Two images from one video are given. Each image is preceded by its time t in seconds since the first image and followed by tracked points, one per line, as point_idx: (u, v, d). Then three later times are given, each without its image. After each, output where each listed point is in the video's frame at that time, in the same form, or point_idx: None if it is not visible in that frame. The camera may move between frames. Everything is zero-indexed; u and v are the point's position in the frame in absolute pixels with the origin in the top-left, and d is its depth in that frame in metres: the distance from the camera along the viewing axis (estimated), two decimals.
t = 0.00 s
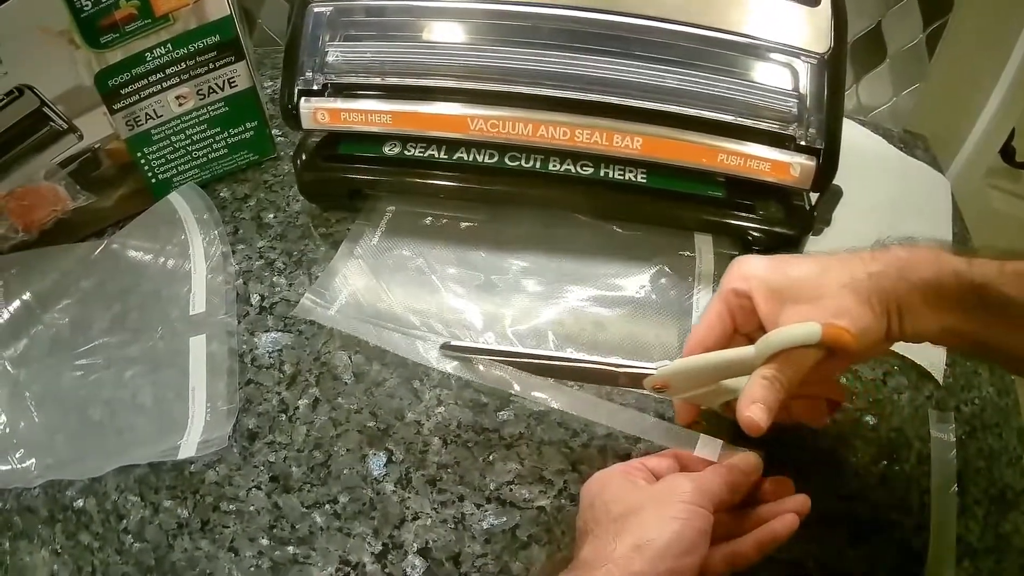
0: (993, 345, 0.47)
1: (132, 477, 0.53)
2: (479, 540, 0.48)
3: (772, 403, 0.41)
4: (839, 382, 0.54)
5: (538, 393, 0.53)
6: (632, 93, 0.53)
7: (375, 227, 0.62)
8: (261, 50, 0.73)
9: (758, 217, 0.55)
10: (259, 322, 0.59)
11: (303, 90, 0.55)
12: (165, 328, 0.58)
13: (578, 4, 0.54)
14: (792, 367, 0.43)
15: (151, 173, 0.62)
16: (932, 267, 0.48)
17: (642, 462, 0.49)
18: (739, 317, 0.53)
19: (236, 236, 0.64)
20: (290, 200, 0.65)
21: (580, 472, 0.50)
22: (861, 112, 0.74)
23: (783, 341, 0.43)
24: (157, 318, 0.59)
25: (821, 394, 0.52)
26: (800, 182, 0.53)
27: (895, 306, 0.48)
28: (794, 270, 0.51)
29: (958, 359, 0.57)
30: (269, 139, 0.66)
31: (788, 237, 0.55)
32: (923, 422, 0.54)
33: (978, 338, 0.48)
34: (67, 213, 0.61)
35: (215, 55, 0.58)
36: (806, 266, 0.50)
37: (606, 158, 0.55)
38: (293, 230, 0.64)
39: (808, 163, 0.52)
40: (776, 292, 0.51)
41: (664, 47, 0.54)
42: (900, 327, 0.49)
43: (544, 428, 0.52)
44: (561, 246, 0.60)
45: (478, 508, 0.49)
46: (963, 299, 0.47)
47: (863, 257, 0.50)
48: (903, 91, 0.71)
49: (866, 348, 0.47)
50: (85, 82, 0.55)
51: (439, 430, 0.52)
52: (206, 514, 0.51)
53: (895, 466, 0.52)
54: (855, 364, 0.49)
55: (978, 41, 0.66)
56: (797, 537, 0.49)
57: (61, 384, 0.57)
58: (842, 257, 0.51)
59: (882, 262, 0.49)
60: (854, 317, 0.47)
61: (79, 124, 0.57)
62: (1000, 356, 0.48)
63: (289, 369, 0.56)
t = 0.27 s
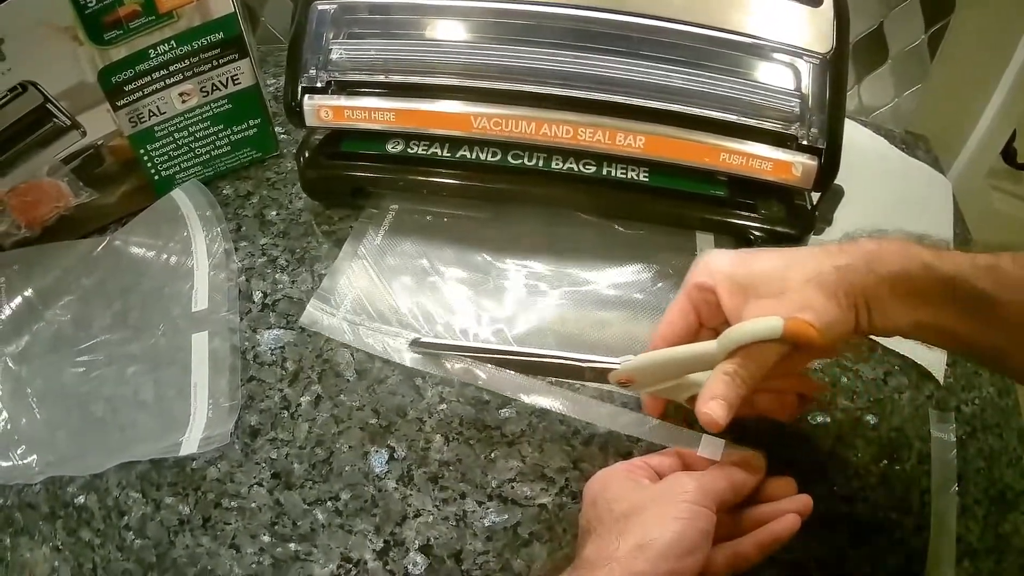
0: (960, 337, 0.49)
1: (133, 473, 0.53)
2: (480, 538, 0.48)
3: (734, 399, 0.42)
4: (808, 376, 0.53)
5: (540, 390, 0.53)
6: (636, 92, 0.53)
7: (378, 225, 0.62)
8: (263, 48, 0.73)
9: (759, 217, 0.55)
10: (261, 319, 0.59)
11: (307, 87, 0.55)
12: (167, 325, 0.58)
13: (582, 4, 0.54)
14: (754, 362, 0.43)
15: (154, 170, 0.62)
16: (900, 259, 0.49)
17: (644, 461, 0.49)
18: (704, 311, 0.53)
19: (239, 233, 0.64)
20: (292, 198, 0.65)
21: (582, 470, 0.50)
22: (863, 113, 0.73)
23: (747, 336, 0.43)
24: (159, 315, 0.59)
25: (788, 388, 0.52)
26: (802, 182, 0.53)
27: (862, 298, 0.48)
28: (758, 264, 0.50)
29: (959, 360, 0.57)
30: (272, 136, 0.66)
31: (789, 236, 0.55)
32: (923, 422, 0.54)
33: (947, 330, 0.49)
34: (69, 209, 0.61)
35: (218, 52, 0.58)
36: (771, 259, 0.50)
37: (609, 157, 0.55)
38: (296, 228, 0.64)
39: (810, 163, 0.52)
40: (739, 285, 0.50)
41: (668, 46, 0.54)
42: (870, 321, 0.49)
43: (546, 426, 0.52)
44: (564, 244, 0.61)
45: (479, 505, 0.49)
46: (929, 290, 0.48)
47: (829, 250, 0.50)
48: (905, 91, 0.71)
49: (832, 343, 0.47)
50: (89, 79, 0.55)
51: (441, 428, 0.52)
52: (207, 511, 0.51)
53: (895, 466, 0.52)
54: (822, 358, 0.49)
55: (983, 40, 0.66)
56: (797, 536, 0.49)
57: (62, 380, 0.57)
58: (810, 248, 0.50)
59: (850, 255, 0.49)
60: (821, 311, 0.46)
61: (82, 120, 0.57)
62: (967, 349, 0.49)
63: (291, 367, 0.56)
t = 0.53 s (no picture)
0: (929, 328, 0.49)
1: (134, 469, 0.53)
2: (481, 535, 0.48)
3: (690, 390, 0.44)
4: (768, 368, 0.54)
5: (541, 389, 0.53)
6: (640, 91, 0.53)
7: (382, 225, 0.62)
8: (267, 46, 0.73)
9: (762, 216, 0.55)
10: (263, 316, 0.59)
11: (310, 85, 0.55)
12: (170, 322, 0.59)
13: (588, 4, 0.55)
14: (709, 352, 0.45)
15: (157, 167, 0.62)
16: (866, 248, 0.48)
17: (646, 462, 0.49)
18: (664, 304, 0.53)
19: (241, 230, 0.64)
20: (295, 195, 0.65)
21: (583, 468, 0.50)
22: (866, 115, 0.74)
23: (702, 329, 0.44)
24: (162, 311, 0.59)
25: (751, 378, 0.51)
26: (804, 183, 0.53)
27: (820, 289, 0.48)
28: (719, 256, 0.50)
29: (959, 360, 0.56)
30: (275, 133, 0.66)
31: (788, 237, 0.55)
32: (924, 422, 0.54)
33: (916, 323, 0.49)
34: (72, 206, 0.61)
35: (222, 49, 0.58)
36: (730, 251, 0.50)
37: (612, 156, 0.55)
38: (298, 225, 0.64)
39: (812, 163, 0.52)
40: (698, 276, 0.50)
41: (672, 47, 0.54)
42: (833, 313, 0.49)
43: (548, 424, 0.52)
44: (568, 244, 0.60)
45: (480, 503, 0.49)
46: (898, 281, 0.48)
47: (791, 240, 0.50)
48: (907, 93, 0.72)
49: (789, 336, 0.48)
50: (92, 75, 0.55)
51: (443, 425, 0.52)
52: (208, 508, 0.51)
53: (896, 466, 0.52)
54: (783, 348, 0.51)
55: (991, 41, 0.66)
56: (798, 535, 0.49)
57: (64, 377, 0.57)
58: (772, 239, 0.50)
59: (814, 245, 0.49)
60: (779, 302, 0.46)
61: (85, 117, 0.57)
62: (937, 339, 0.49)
63: (293, 364, 0.56)
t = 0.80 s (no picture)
0: (886, 319, 0.48)
1: (137, 465, 0.53)
2: (485, 534, 0.48)
3: (638, 382, 0.43)
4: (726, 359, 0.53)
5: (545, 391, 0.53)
6: (646, 92, 0.53)
7: (389, 223, 0.61)
8: (273, 42, 0.73)
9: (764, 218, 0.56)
10: (269, 313, 0.59)
11: (318, 81, 0.55)
12: (174, 317, 0.59)
13: (595, 4, 0.55)
14: (658, 345, 0.44)
15: (162, 161, 0.62)
16: (817, 239, 0.48)
17: (651, 463, 0.49)
18: (616, 296, 0.52)
19: (247, 226, 0.64)
20: (301, 191, 0.65)
21: (588, 468, 0.50)
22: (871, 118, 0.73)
23: (650, 321, 0.43)
24: (167, 307, 0.59)
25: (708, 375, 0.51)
26: (808, 185, 0.53)
27: (772, 280, 0.48)
28: (670, 248, 0.49)
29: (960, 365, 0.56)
30: (282, 130, 0.66)
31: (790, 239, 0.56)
32: (926, 426, 0.54)
33: (881, 317, 0.48)
34: (76, 200, 0.61)
35: (229, 44, 0.58)
36: (684, 243, 0.49)
37: (619, 156, 0.55)
38: (304, 222, 0.64)
39: (817, 165, 0.52)
40: (648, 269, 0.50)
41: (679, 47, 0.54)
42: (787, 304, 0.49)
43: (552, 423, 0.52)
44: (575, 243, 0.61)
45: (484, 501, 0.49)
46: (856, 270, 0.48)
47: (743, 232, 0.50)
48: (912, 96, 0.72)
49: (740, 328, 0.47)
50: (99, 69, 0.55)
51: (448, 424, 0.53)
52: (212, 504, 0.51)
53: (899, 470, 0.52)
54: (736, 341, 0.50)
55: (995, 42, 0.67)
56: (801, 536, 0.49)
57: (66, 371, 0.57)
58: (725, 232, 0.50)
59: (766, 237, 0.49)
60: (730, 294, 0.46)
61: (91, 111, 0.57)
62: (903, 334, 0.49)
63: (298, 360, 0.56)
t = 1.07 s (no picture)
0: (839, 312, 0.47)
1: (141, 458, 0.53)
2: (489, 532, 0.48)
3: (567, 368, 0.44)
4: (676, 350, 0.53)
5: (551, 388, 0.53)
6: (655, 95, 0.53)
7: (398, 222, 0.61)
8: (283, 37, 0.73)
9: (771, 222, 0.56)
10: (276, 308, 0.59)
11: (329, 79, 0.55)
12: (181, 311, 0.59)
13: (606, 5, 0.55)
14: (586, 333, 0.44)
15: (170, 155, 0.62)
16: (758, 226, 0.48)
17: (659, 471, 0.49)
18: (559, 286, 0.51)
19: (255, 221, 0.64)
20: (309, 187, 0.65)
21: (592, 467, 0.51)
22: (877, 125, 0.75)
23: (580, 308, 0.44)
24: (174, 300, 0.59)
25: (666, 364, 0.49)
26: (815, 191, 0.53)
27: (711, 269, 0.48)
28: (609, 237, 0.49)
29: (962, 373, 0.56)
30: (291, 126, 0.66)
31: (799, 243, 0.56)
32: (927, 431, 0.54)
33: (832, 310, 0.48)
34: (84, 192, 0.61)
35: (240, 40, 0.58)
36: (624, 231, 0.49)
37: (627, 158, 0.55)
38: (312, 218, 0.64)
39: (825, 171, 0.52)
40: (588, 259, 0.49)
41: (689, 51, 0.55)
42: (727, 292, 0.48)
43: (557, 422, 0.52)
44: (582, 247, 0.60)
45: (487, 499, 0.50)
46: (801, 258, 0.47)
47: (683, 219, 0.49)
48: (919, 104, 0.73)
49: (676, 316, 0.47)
50: (109, 62, 0.55)
51: (454, 422, 0.53)
52: (216, 498, 0.51)
53: (899, 475, 0.52)
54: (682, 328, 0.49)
55: (1003, 46, 0.65)
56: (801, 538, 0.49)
57: (71, 364, 0.57)
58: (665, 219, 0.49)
59: (708, 225, 0.48)
60: (665, 282, 0.46)
61: (100, 103, 0.57)
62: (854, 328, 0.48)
63: (305, 356, 0.56)
